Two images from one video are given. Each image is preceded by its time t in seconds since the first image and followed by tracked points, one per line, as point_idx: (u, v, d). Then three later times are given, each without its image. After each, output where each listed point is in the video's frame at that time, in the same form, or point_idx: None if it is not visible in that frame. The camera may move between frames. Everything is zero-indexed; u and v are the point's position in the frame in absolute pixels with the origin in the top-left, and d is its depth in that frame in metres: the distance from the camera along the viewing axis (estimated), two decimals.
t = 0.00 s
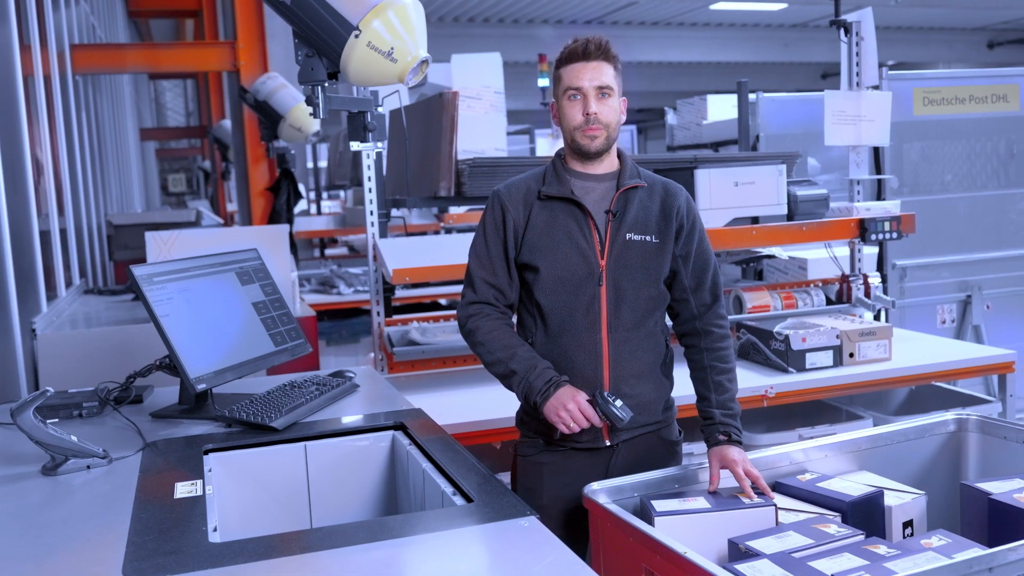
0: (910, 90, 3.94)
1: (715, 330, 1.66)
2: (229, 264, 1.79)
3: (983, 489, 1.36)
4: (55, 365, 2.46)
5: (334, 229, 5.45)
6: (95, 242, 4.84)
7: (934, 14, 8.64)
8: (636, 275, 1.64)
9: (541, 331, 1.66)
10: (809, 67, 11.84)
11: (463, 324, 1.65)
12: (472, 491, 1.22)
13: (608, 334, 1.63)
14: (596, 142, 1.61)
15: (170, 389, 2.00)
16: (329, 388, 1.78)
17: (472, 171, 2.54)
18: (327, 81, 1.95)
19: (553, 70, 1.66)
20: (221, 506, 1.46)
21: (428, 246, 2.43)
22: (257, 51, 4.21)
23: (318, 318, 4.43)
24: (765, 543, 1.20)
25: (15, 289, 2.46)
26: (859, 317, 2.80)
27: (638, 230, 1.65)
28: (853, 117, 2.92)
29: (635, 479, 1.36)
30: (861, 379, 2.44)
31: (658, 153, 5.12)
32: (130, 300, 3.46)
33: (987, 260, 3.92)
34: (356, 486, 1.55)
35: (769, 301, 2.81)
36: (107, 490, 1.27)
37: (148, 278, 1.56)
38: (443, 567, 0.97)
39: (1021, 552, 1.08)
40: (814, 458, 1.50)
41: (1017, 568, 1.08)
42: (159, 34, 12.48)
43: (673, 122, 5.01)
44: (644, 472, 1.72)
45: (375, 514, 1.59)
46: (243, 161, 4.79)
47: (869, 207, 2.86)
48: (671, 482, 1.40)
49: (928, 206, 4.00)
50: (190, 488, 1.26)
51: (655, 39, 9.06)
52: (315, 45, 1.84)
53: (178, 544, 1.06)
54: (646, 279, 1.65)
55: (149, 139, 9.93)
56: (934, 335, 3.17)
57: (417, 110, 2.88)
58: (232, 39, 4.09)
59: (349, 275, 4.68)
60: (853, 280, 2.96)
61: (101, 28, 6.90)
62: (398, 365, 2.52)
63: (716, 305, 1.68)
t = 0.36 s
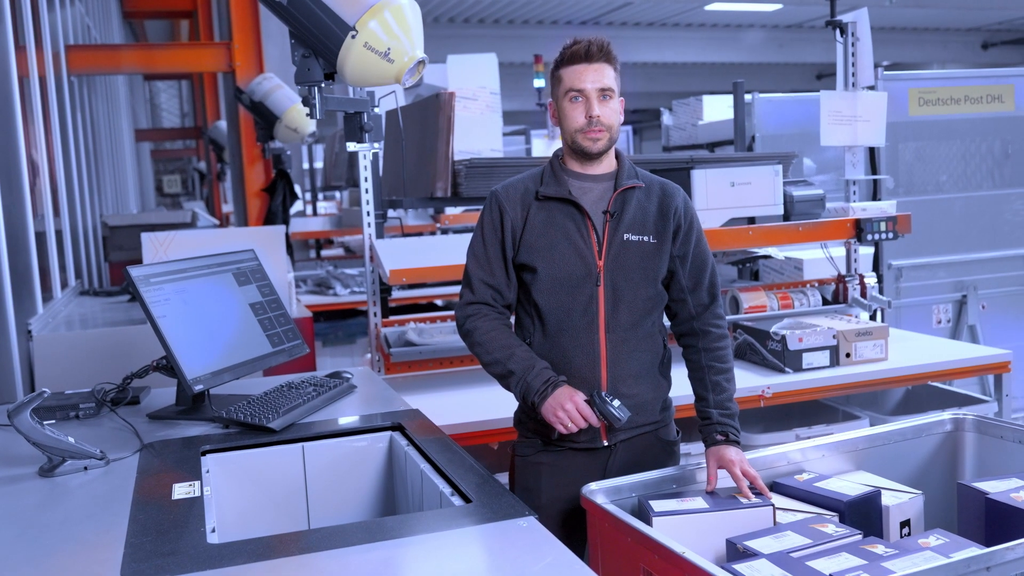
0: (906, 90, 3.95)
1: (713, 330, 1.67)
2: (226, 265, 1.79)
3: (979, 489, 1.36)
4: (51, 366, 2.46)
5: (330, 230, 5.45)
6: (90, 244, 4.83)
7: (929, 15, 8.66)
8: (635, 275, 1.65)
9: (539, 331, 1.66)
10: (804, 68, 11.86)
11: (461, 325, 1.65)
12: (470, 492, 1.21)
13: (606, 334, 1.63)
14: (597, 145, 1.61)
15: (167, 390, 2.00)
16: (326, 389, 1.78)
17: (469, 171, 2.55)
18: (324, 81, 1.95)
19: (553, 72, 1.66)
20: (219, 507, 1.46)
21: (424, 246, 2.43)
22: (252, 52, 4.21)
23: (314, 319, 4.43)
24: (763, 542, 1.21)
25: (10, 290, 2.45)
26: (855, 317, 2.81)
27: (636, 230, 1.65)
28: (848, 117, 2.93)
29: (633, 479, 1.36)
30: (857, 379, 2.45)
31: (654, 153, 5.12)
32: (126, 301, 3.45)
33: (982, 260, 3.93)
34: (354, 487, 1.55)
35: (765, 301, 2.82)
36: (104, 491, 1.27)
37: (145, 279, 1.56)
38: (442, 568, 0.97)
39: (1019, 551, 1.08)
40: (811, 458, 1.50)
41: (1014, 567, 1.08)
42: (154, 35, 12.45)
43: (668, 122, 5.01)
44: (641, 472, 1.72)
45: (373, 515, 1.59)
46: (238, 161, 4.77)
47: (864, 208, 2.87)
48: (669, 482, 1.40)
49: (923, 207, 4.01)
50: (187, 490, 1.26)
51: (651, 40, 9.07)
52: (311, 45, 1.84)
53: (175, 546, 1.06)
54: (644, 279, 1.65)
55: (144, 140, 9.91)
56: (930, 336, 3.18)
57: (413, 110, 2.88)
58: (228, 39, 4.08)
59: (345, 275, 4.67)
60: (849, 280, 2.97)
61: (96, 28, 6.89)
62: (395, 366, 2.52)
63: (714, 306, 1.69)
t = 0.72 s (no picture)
0: (903, 93, 3.97)
1: (713, 332, 1.67)
2: (225, 268, 1.79)
3: (978, 491, 1.36)
4: (49, 369, 2.45)
5: (328, 232, 5.45)
6: (88, 246, 4.82)
7: (926, 17, 8.68)
8: (634, 278, 1.65)
9: (538, 334, 1.66)
10: (800, 71, 11.89)
11: (460, 327, 1.65)
12: (470, 494, 1.21)
13: (604, 337, 1.63)
14: (593, 147, 1.61)
15: (165, 392, 2.00)
16: (325, 391, 1.78)
17: (468, 174, 2.57)
18: (322, 84, 1.95)
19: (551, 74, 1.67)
20: (218, 510, 1.46)
21: (423, 248, 2.43)
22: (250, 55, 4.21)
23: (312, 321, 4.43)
24: (763, 545, 1.20)
25: (7, 292, 2.45)
26: (854, 319, 2.81)
27: (635, 233, 1.65)
28: (847, 120, 2.93)
29: (633, 482, 1.36)
30: (856, 382, 2.45)
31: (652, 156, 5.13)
32: (124, 304, 3.44)
33: (980, 263, 3.94)
34: (354, 489, 1.55)
35: (764, 303, 2.82)
36: (103, 494, 1.26)
37: (144, 281, 1.56)
38: (443, 570, 0.97)
39: (1019, 553, 1.08)
40: (810, 460, 1.50)
41: (1014, 569, 1.08)
42: (151, 36, 12.43)
43: (666, 125, 5.02)
44: (640, 474, 1.72)
45: (372, 517, 1.59)
46: (236, 164, 4.77)
47: (862, 210, 2.88)
48: (669, 484, 1.40)
49: (921, 209, 4.01)
50: (187, 492, 1.26)
51: (649, 42, 9.07)
52: (310, 47, 1.84)
53: (175, 548, 1.05)
54: (643, 281, 1.66)
55: (141, 142, 9.91)
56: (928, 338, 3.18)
57: (412, 113, 2.88)
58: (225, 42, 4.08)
59: (343, 278, 4.67)
60: (848, 283, 2.97)
61: (94, 30, 6.88)
62: (393, 368, 2.52)
63: (714, 308, 1.69)
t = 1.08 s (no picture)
0: (902, 96, 3.97)
1: (712, 334, 1.67)
2: (224, 269, 1.79)
3: (977, 494, 1.37)
4: (47, 369, 2.45)
5: (326, 234, 5.44)
6: (85, 246, 4.82)
7: (924, 20, 8.69)
8: (633, 280, 1.65)
9: (537, 336, 1.67)
10: (798, 73, 11.91)
11: (459, 329, 1.65)
12: (470, 496, 1.21)
13: (604, 339, 1.63)
14: (593, 149, 1.61)
15: (164, 393, 2.00)
16: (324, 393, 1.78)
17: (466, 175, 2.57)
18: (322, 85, 1.95)
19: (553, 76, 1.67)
20: (216, 511, 1.45)
21: (422, 250, 2.43)
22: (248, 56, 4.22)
23: (310, 322, 4.43)
24: (761, 547, 1.21)
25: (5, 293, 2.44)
26: (852, 322, 2.82)
27: (634, 234, 1.66)
28: (845, 123, 2.94)
29: (631, 484, 1.36)
30: (854, 384, 2.46)
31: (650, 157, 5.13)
32: (121, 305, 3.44)
33: (976, 265, 3.95)
34: (353, 490, 1.56)
35: (762, 305, 2.83)
36: (102, 495, 1.26)
37: (143, 283, 1.56)
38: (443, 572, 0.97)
39: (1018, 555, 1.09)
40: (808, 463, 1.50)
41: (1012, 571, 1.09)
42: (149, 36, 12.42)
43: (664, 126, 5.02)
44: (638, 476, 1.72)
45: (371, 519, 1.59)
46: (234, 165, 4.77)
47: (861, 213, 2.88)
48: (667, 486, 1.40)
49: (918, 212, 4.02)
50: (186, 493, 1.26)
51: (647, 44, 9.08)
52: (310, 48, 1.84)
53: (174, 549, 1.05)
54: (642, 283, 1.66)
55: (139, 143, 9.89)
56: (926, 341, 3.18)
57: (411, 114, 2.88)
58: (224, 43, 4.08)
59: (340, 279, 4.67)
60: (846, 285, 2.97)
61: (91, 31, 6.87)
62: (392, 369, 2.51)
63: (713, 310, 1.69)
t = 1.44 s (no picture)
0: (897, 97, 3.99)
1: (710, 334, 1.67)
2: (220, 269, 1.78)
3: (972, 494, 1.37)
4: (42, 370, 2.44)
5: (322, 234, 5.44)
6: (80, 247, 4.81)
7: (919, 20, 8.71)
8: (631, 280, 1.65)
9: (534, 336, 1.67)
10: (793, 73, 11.93)
11: (456, 329, 1.65)
12: (467, 496, 1.21)
13: (601, 338, 1.63)
14: (592, 151, 1.61)
15: (160, 394, 1.99)
16: (320, 393, 1.78)
17: (462, 176, 2.55)
18: (318, 85, 1.95)
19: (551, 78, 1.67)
20: (213, 512, 1.45)
21: (418, 250, 2.43)
22: (243, 56, 4.21)
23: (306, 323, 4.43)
24: (758, 546, 1.21)
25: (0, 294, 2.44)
26: (847, 322, 2.83)
27: (631, 234, 1.66)
28: (840, 123, 2.95)
29: (628, 484, 1.36)
30: (850, 384, 2.47)
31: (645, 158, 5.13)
32: (117, 305, 3.43)
33: (971, 265, 3.97)
34: (350, 490, 1.56)
35: (758, 306, 2.84)
36: (99, 496, 1.26)
37: (140, 283, 1.55)
38: (440, 573, 0.97)
39: (1013, 555, 1.09)
40: (804, 462, 1.51)
41: (1008, 571, 1.09)
42: (143, 37, 12.41)
43: (659, 126, 5.01)
44: (635, 476, 1.72)
45: (368, 519, 1.59)
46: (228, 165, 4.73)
47: (856, 213, 2.89)
48: (663, 487, 1.40)
49: (913, 212, 4.02)
50: (183, 494, 1.26)
51: (642, 45, 9.08)
52: (306, 48, 1.83)
53: (171, 551, 1.05)
54: (639, 284, 1.66)
55: (133, 143, 9.87)
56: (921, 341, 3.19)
57: (407, 115, 2.88)
58: (219, 43, 4.07)
59: (336, 279, 4.66)
60: (841, 285, 2.97)
61: (86, 31, 6.85)
62: (388, 370, 2.49)
63: (711, 310, 1.69)
